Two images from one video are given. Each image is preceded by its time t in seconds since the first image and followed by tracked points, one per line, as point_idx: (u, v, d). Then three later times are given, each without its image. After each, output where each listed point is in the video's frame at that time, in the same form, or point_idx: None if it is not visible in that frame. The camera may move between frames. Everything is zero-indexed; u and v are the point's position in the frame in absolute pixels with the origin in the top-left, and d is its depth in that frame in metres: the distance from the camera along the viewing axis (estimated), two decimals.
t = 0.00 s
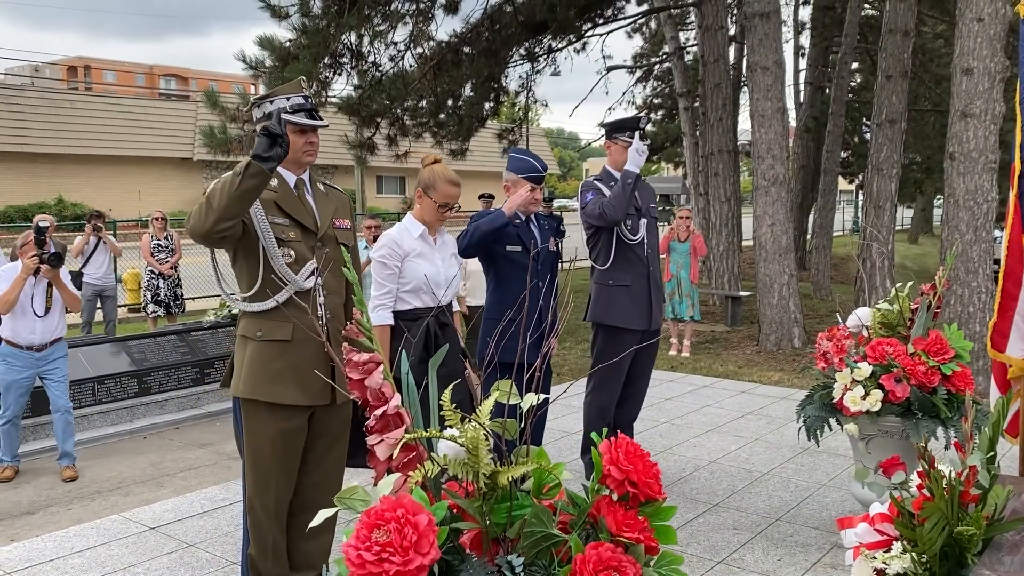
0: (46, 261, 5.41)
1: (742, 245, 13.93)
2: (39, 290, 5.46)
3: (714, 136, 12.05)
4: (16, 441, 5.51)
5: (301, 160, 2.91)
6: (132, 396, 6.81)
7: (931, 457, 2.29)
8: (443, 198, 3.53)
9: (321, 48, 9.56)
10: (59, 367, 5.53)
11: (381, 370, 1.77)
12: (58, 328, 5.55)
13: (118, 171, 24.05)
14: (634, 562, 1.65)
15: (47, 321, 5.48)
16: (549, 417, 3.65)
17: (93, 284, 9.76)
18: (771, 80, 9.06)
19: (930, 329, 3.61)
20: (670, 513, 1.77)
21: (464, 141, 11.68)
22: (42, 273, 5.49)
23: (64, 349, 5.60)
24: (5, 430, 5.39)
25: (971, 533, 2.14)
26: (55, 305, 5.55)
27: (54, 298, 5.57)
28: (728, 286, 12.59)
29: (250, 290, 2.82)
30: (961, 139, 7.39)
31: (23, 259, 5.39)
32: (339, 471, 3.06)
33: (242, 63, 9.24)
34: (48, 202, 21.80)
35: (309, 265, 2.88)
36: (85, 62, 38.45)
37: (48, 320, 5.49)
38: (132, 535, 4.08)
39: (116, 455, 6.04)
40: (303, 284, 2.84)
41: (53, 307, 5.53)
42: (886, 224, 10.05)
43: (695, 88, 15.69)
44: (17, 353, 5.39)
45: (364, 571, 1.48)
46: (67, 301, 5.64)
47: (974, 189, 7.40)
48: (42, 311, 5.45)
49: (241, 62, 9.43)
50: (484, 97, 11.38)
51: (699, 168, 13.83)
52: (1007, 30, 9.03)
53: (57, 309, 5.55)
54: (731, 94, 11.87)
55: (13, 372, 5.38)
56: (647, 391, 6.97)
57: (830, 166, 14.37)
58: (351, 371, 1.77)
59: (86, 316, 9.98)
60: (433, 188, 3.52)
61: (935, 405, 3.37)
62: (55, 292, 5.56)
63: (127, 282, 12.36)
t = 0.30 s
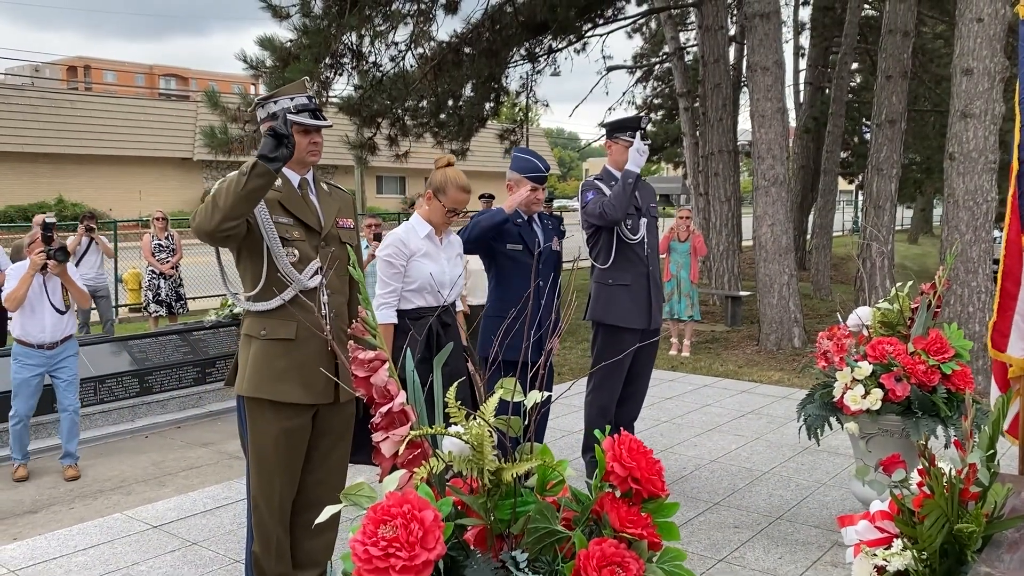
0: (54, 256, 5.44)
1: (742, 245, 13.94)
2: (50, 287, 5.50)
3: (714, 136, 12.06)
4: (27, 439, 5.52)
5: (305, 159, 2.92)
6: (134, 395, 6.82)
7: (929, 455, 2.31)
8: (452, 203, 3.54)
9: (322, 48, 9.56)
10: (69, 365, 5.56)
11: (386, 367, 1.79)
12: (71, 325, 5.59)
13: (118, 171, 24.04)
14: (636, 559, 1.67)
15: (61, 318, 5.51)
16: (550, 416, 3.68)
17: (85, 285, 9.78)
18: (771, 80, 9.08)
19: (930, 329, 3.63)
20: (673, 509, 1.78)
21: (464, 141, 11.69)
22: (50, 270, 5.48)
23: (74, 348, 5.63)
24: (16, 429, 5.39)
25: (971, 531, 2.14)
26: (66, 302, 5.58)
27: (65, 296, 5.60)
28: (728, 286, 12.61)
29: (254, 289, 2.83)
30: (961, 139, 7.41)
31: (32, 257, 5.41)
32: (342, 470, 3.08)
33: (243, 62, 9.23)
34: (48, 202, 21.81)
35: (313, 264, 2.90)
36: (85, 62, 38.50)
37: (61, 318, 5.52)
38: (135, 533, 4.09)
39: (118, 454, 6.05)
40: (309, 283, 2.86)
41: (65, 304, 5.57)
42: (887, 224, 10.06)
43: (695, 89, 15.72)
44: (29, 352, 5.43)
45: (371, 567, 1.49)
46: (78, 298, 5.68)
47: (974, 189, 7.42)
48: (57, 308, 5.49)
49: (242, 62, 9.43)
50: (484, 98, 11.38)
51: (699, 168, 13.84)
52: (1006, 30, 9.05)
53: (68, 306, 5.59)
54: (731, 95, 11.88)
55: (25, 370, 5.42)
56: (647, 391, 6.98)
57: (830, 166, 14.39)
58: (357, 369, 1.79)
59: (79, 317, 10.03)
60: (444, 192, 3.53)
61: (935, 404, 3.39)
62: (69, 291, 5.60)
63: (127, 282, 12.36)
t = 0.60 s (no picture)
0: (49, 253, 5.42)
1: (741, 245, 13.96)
2: (44, 284, 5.49)
3: (714, 136, 12.08)
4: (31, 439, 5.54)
5: (306, 159, 2.95)
6: (135, 394, 6.85)
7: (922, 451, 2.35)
8: (454, 204, 3.57)
9: (323, 48, 9.57)
10: (66, 364, 5.59)
11: (386, 364, 1.81)
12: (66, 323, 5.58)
13: (118, 171, 24.06)
14: (631, 552, 1.69)
15: (56, 315, 5.51)
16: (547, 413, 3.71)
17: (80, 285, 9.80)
18: (770, 81, 9.10)
19: (926, 328, 3.66)
20: (669, 503, 1.81)
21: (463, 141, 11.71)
22: (45, 266, 5.48)
23: (71, 346, 5.66)
24: (18, 429, 5.41)
25: (964, 526, 2.20)
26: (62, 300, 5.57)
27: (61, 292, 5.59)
28: (728, 286, 12.64)
29: (255, 287, 2.86)
30: (959, 139, 7.44)
31: (27, 253, 5.43)
32: (342, 467, 3.10)
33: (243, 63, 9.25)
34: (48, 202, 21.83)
35: (314, 263, 2.93)
36: (85, 61, 38.53)
37: (56, 315, 5.52)
38: (136, 531, 4.12)
39: (119, 453, 6.08)
40: (309, 282, 2.89)
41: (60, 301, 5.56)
42: (885, 224, 10.09)
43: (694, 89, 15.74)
44: (26, 351, 5.46)
45: (372, 559, 1.52)
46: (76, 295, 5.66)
47: (972, 189, 7.45)
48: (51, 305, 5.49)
49: (242, 62, 9.45)
50: (484, 98, 11.40)
51: (699, 169, 13.86)
52: (1005, 31, 9.07)
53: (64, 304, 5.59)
54: (730, 95, 11.91)
55: (21, 369, 5.45)
56: (646, 390, 7.01)
57: (829, 166, 14.41)
58: (357, 365, 1.81)
59: (75, 316, 10.09)
60: (446, 193, 3.56)
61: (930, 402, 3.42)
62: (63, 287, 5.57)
63: (126, 281, 12.39)
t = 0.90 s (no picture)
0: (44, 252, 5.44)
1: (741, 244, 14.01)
2: (39, 282, 5.50)
3: (713, 136, 12.14)
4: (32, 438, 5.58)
5: (308, 158, 2.98)
6: (136, 393, 6.88)
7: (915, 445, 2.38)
8: (455, 204, 3.60)
9: (323, 48, 9.61)
10: (64, 362, 5.63)
11: (388, 358, 1.85)
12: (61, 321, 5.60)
13: (118, 171, 24.10)
14: (627, 541, 1.74)
15: (50, 314, 5.53)
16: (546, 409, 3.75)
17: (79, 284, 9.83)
18: (769, 81, 9.15)
19: (921, 325, 3.70)
20: (664, 495, 1.85)
21: (463, 141, 11.75)
22: (42, 265, 5.48)
23: (68, 345, 5.69)
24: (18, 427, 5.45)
25: (955, 519, 2.21)
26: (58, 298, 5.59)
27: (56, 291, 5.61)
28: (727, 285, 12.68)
29: (258, 284, 2.90)
30: (956, 139, 7.49)
31: (23, 252, 5.44)
32: (343, 462, 3.14)
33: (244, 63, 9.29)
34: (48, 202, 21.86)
35: (316, 260, 2.97)
36: (85, 62, 38.62)
37: (50, 314, 5.54)
38: (139, 526, 4.16)
39: (120, 451, 6.12)
40: (311, 279, 2.93)
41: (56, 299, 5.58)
42: (883, 223, 10.15)
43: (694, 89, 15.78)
44: (23, 349, 5.48)
45: (374, 547, 1.56)
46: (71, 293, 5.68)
47: (969, 189, 7.50)
48: (43, 304, 5.49)
49: (242, 62, 9.49)
50: (484, 98, 11.45)
51: (698, 168, 13.91)
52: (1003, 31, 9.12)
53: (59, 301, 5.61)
54: (729, 95, 11.96)
55: (17, 368, 5.48)
56: (646, 389, 7.05)
57: (828, 166, 14.45)
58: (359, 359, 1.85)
59: (75, 316, 10.12)
60: (446, 193, 3.59)
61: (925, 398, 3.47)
62: (57, 286, 5.58)
63: (127, 281, 12.43)
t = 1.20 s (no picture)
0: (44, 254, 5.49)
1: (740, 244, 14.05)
2: (39, 285, 5.55)
3: (712, 137, 12.17)
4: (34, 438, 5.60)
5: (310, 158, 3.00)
6: (138, 392, 6.91)
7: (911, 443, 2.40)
8: (455, 205, 3.63)
9: (323, 48, 9.64)
10: (64, 364, 5.63)
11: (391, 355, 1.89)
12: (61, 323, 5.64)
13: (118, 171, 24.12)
14: (625, 537, 1.77)
15: (51, 315, 5.57)
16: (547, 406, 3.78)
17: (79, 284, 9.86)
18: (768, 81, 9.19)
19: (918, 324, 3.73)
20: (661, 491, 1.88)
21: (463, 141, 11.78)
22: (39, 267, 5.52)
23: (68, 347, 5.71)
24: (20, 429, 5.46)
25: (950, 515, 2.25)
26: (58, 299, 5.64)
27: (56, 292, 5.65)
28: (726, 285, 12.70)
29: (261, 283, 2.93)
30: (954, 139, 7.52)
31: (19, 255, 5.47)
32: (345, 459, 3.17)
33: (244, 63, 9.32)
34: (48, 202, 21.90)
35: (319, 260, 3.00)
36: (85, 62, 38.71)
37: (51, 316, 5.58)
38: (142, 524, 4.19)
39: (122, 450, 6.14)
40: (313, 278, 2.96)
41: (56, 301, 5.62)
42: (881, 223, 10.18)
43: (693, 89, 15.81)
44: (23, 351, 5.49)
45: (377, 541, 1.59)
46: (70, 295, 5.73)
47: (967, 189, 7.53)
48: (45, 305, 5.54)
49: (243, 63, 9.53)
50: (484, 98, 11.49)
51: (697, 169, 13.94)
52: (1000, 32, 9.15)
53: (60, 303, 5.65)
54: (729, 95, 11.99)
55: (18, 370, 5.49)
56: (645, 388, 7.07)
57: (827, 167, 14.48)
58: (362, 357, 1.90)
59: (75, 315, 10.15)
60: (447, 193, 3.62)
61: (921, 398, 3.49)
62: (57, 288, 5.63)
63: (127, 281, 12.46)
